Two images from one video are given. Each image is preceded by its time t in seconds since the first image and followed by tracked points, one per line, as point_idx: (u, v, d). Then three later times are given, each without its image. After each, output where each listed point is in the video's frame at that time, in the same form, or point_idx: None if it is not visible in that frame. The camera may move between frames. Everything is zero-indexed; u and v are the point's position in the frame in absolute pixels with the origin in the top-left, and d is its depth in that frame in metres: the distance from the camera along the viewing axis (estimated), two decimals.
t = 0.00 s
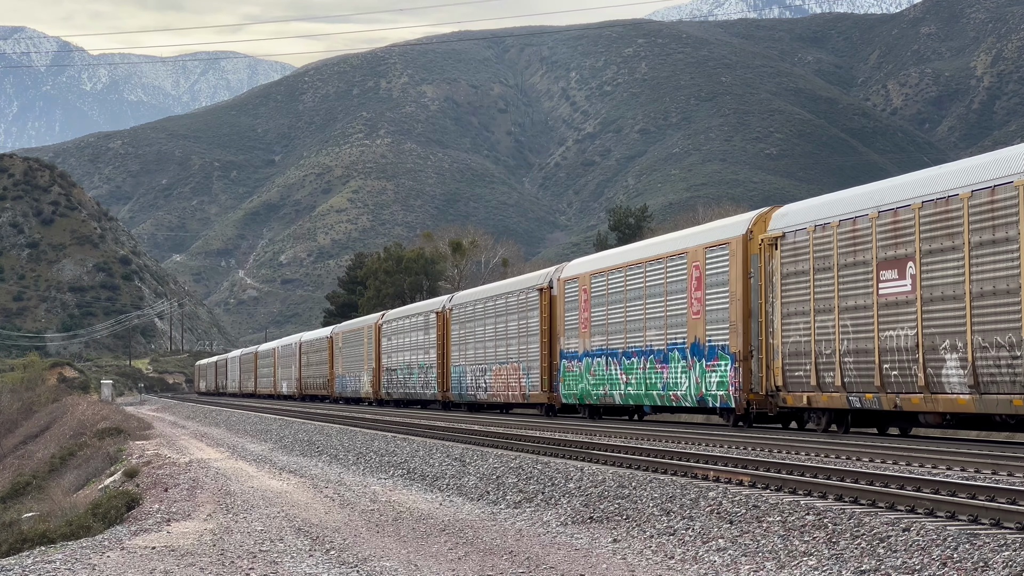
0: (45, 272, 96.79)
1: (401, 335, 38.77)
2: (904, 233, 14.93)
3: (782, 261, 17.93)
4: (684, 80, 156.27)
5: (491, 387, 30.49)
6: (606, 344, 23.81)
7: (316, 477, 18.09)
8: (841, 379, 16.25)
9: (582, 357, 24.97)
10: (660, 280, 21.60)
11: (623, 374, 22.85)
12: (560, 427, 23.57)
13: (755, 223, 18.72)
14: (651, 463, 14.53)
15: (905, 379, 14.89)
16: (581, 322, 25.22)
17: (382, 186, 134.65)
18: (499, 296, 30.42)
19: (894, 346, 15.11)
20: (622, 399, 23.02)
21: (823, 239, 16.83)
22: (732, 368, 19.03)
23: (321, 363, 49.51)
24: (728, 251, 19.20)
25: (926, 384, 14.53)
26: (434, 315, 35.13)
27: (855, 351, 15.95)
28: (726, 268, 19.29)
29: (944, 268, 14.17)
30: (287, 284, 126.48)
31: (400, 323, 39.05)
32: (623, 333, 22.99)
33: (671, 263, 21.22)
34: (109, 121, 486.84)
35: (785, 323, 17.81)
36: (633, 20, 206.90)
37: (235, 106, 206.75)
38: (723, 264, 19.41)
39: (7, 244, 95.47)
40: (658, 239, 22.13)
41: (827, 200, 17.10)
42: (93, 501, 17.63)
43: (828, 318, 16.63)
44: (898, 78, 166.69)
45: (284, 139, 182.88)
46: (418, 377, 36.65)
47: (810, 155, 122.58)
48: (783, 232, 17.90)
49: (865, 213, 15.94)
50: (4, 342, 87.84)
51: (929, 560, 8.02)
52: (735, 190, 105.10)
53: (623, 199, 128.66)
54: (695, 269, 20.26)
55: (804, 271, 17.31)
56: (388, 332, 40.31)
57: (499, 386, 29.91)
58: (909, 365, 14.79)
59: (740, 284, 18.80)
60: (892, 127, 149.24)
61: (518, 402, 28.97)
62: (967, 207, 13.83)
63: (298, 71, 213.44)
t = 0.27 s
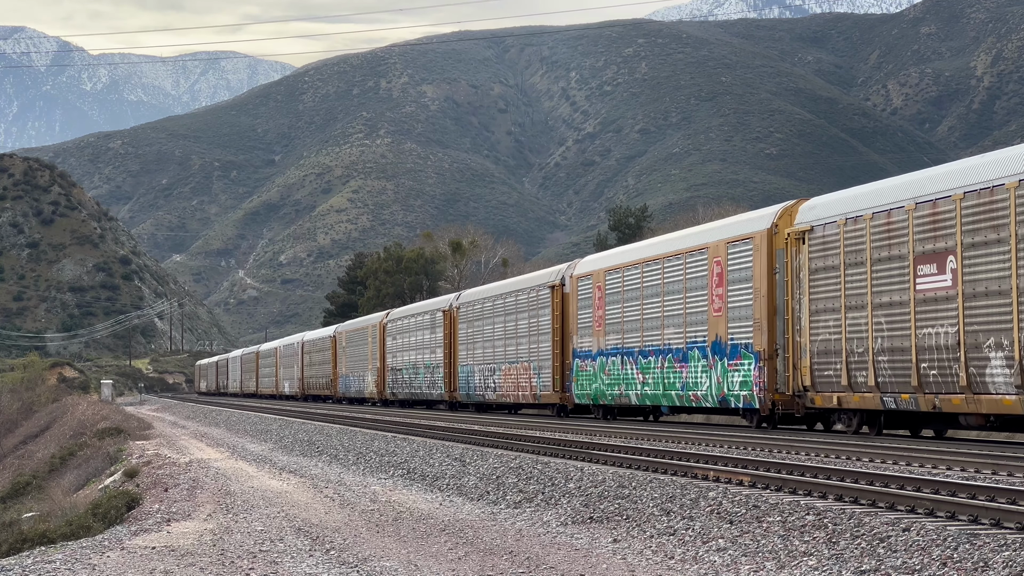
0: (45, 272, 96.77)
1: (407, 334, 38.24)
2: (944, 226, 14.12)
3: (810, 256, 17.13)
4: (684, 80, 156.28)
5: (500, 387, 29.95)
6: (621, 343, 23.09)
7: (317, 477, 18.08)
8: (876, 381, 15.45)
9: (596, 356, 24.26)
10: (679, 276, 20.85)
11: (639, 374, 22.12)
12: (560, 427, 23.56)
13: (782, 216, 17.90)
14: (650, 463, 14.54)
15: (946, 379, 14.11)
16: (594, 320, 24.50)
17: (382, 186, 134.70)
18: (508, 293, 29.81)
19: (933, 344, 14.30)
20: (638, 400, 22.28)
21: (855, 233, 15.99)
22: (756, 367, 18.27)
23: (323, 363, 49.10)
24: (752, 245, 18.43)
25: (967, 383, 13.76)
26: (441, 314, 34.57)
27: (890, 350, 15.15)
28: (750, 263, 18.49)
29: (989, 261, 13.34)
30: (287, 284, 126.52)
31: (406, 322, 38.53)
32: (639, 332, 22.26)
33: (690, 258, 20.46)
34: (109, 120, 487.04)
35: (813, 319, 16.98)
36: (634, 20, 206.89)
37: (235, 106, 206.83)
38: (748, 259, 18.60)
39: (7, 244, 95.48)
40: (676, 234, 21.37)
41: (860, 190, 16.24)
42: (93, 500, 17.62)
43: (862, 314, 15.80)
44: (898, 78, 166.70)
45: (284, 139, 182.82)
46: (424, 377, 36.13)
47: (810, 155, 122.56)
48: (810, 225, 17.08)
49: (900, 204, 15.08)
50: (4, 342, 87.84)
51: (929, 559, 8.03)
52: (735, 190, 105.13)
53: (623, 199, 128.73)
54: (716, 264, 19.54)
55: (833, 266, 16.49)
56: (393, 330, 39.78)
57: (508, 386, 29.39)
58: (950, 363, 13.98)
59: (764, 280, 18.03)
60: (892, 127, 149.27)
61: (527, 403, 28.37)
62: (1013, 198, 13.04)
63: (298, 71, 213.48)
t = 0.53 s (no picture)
0: (45, 272, 96.76)
1: (413, 332, 37.67)
2: (988, 219, 13.54)
3: (840, 250, 16.54)
4: (684, 80, 156.24)
5: (510, 386, 29.26)
6: (638, 341, 22.52)
7: (317, 476, 18.08)
8: (913, 380, 14.88)
9: (611, 355, 23.64)
10: (698, 273, 20.29)
11: (657, 374, 21.53)
12: (560, 427, 23.56)
13: (809, 209, 17.32)
14: (651, 463, 14.52)
15: (991, 379, 13.57)
16: (609, 318, 23.90)
17: (382, 186, 134.69)
18: (518, 290, 29.16)
19: (977, 342, 13.74)
20: (655, 400, 21.68)
21: (890, 226, 15.34)
22: (782, 366, 17.67)
23: (327, 362, 48.74)
24: (778, 240, 17.85)
25: (1014, 383, 13.22)
26: (448, 313, 33.93)
27: (928, 349, 14.58)
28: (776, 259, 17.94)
29: None
30: (287, 284, 126.53)
31: (412, 321, 38.00)
32: (658, 330, 21.66)
33: (711, 254, 19.92)
34: (109, 120, 487.13)
35: (844, 316, 16.39)
36: (633, 20, 206.78)
37: (235, 106, 206.86)
38: (774, 253, 18.02)
39: (8, 244, 95.50)
40: (696, 229, 20.80)
41: (893, 181, 15.65)
42: (93, 500, 17.63)
43: (897, 311, 15.21)
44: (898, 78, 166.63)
45: (284, 138, 182.82)
46: (430, 376, 35.49)
47: (810, 155, 122.50)
48: (842, 218, 16.47)
49: (940, 195, 14.48)
50: (4, 342, 87.84)
51: (929, 560, 8.02)
52: (735, 189, 105.10)
53: (623, 199, 128.72)
54: (740, 259, 18.96)
55: (866, 261, 15.89)
56: (399, 330, 39.33)
57: (518, 385, 28.70)
58: (995, 361, 13.44)
59: (792, 276, 17.44)
60: (892, 127, 149.24)
61: (539, 403, 27.67)
62: None
63: (298, 71, 213.47)
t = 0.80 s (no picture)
0: (46, 272, 96.77)
1: (419, 332, 37.08)
2: None
3: (874, 246, 15.85)
4: (684, 80, 156.20)
5: (520, 386, 28.49)
6: (654, 340, 21.79)
7: (316, 477, 18.09)
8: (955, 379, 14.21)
9: (627, 354, 22.92)
10: (720, 269, 19.56)
11: (676, 373, 20.82)
12: (559, 427, 23.57)
13: (839, 202, 16.62)
14: (650, 463, 14.54)
15: None
16: (625, 316, 23.16)
17: (383, 186, 134.65)
18: (529, 289, 28.44)
19: None
20: (674, 401, 20.98)
21: (929, 219, 14.67)
22: (809, 366, 16.97)
23: (331, 362, 48.24)
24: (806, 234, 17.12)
25: None
26: (456, 311, 33.30)
27: (972, 348, 13.92)
28: (803, 254, 17.21)
29: None
30: (287, 284, 126.54)
31: (417, 319, 37.38)
32: (677, 328, 20.94)
33: (734, 249, 19.16)
34: (109, 120, 487.09)
35: (878, 314, 15.71)
36: (633, 20, 206.71)
37: (235, 106, 206.91)
38: (801, 249, 17.29)
39: (7, 244, 95.50)
40: (718, 224, 20.05)
41: (931, 172, 14.98)
42: (93, 500, 17.65)
43: (937, 307, 14.54)
44: (898, 79, 166.58)
45: (284, 139, 182.77)
46: (437, 377, 34.81)
47: (810, 155, 122.52)
48: (876, 210, 15.76)
49: (986, 184, 13.82)
50: (4, 342, 87.85)
51: (928, 561, 8.03)
52: (735, 190, 105.17)
53: (623, 199, 128.73)
54: (764, 255, 18.26)
55: (902, 255, 15.19)
56: (404, 328, 38.69)
57: (529, 385, 27.93)
58: None
59: (821, 271, 16.72)
60: (892, 127, 149.22)
61: (551, 404, 26.93)
62: None
63: (298, 71, 213.49)
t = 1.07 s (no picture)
0: (45, 272, 96.76)
1: (425, 330, 36.57)
2: None
3: (909, 238, 15.04)
4: (684, 80, 156.22)
5: (532, 386, 27.88)
6: (674, 338, 21.10)
7: (317, 477, 18.09)
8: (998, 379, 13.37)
9: (643, 354, 22.24)
10: (744, 264, 18.84)
11: (698, 373, 20.11)
12: (559, 427, 23.58)
13: (872, 193, 15.85)
14: (650, 463, 14.54)
15: None
16: (642, 314, 22.48)
17: (383, 186, 134.67)
18: (540, 286, 27.78)
19: None
20: (694, 401, 20.32)
21: (971, 211, 13.86)
22: (841, 365, 16.19)
23: (334, 362, 47.83)
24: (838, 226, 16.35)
25: None
26: (464, 309, 32.71)
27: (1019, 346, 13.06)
28: (834, 249, 16.42)
29: None
30: (287, 284, 126.58)
31: (424, 318, 36.83)
32: (697, 326, 20.26)
33: (759, 245, 18.44)
34: (109, 120, 487.41)
35: (914, 311, 14.86)
36: (633, 20, 206.72)
37: (235, 106, 206.98)
38: (831, 243, 16.52)
39: (7, 244, 95.48)
40: (741, 218, 19.31)
41: (975, 161, 14.18)
42: (93, 501, 17.65)
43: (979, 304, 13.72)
44: (898, 78, 166.63)
45: (284, 139, 182.74)
46: (444, 376, 34.26)
47: (810, 155, 122.52)
48: (912, 202, 14.97)
49: None
50: (4, 342, 87.86)
51: (929, 559, 8.04)
52: (735, 190, 105.21)
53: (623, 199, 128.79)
54: (792, 249, 17.51)
55: (942, 249, 14.36)
56: (409, 327, 38.18)
57: (541, 385, 27.31)
58: None
59: (853, 266, 15.93)
60: (892, 127, 149.28)
61: (563, 404, 26.31)
62: None
63: (298, 71, 213.55)
